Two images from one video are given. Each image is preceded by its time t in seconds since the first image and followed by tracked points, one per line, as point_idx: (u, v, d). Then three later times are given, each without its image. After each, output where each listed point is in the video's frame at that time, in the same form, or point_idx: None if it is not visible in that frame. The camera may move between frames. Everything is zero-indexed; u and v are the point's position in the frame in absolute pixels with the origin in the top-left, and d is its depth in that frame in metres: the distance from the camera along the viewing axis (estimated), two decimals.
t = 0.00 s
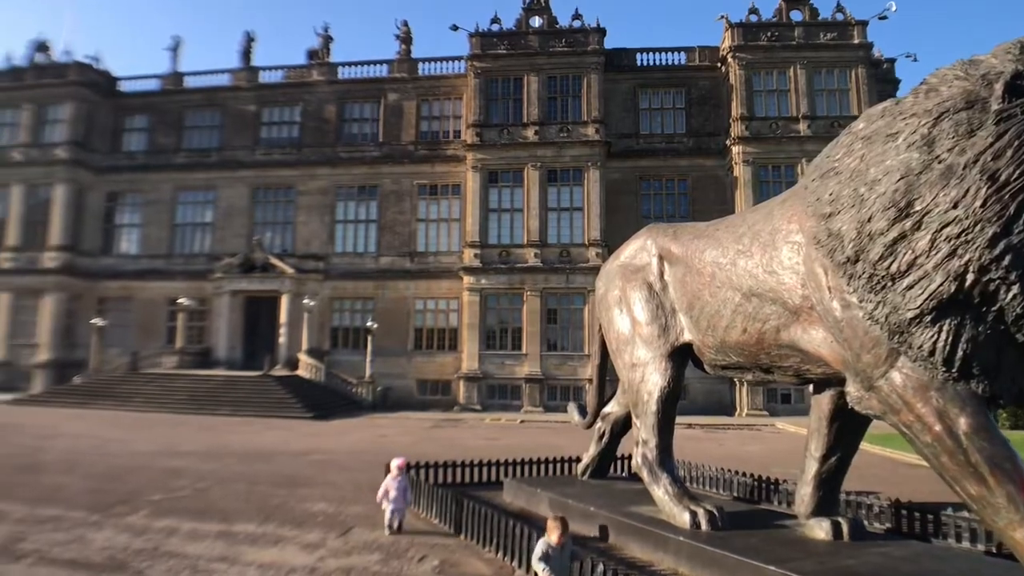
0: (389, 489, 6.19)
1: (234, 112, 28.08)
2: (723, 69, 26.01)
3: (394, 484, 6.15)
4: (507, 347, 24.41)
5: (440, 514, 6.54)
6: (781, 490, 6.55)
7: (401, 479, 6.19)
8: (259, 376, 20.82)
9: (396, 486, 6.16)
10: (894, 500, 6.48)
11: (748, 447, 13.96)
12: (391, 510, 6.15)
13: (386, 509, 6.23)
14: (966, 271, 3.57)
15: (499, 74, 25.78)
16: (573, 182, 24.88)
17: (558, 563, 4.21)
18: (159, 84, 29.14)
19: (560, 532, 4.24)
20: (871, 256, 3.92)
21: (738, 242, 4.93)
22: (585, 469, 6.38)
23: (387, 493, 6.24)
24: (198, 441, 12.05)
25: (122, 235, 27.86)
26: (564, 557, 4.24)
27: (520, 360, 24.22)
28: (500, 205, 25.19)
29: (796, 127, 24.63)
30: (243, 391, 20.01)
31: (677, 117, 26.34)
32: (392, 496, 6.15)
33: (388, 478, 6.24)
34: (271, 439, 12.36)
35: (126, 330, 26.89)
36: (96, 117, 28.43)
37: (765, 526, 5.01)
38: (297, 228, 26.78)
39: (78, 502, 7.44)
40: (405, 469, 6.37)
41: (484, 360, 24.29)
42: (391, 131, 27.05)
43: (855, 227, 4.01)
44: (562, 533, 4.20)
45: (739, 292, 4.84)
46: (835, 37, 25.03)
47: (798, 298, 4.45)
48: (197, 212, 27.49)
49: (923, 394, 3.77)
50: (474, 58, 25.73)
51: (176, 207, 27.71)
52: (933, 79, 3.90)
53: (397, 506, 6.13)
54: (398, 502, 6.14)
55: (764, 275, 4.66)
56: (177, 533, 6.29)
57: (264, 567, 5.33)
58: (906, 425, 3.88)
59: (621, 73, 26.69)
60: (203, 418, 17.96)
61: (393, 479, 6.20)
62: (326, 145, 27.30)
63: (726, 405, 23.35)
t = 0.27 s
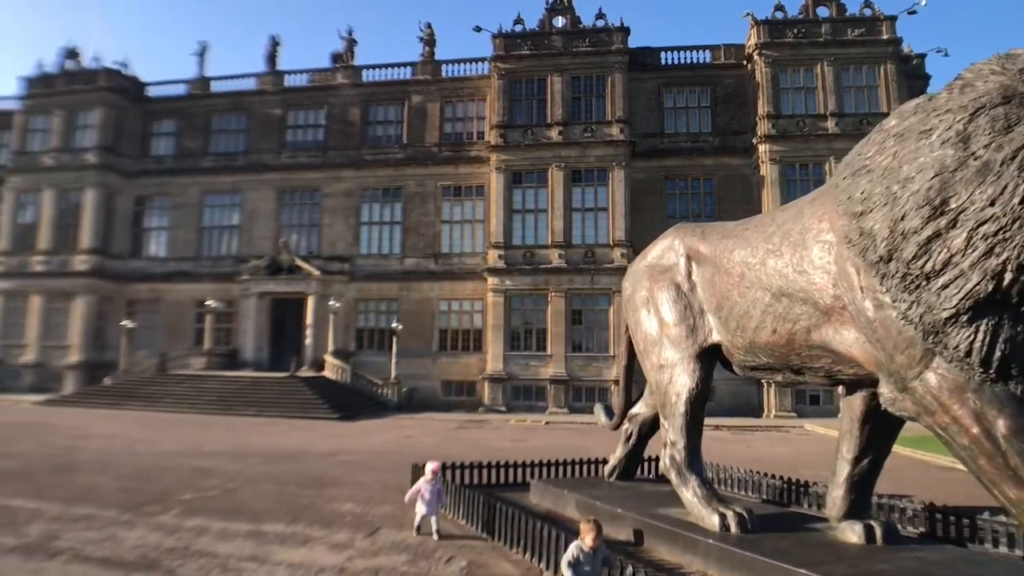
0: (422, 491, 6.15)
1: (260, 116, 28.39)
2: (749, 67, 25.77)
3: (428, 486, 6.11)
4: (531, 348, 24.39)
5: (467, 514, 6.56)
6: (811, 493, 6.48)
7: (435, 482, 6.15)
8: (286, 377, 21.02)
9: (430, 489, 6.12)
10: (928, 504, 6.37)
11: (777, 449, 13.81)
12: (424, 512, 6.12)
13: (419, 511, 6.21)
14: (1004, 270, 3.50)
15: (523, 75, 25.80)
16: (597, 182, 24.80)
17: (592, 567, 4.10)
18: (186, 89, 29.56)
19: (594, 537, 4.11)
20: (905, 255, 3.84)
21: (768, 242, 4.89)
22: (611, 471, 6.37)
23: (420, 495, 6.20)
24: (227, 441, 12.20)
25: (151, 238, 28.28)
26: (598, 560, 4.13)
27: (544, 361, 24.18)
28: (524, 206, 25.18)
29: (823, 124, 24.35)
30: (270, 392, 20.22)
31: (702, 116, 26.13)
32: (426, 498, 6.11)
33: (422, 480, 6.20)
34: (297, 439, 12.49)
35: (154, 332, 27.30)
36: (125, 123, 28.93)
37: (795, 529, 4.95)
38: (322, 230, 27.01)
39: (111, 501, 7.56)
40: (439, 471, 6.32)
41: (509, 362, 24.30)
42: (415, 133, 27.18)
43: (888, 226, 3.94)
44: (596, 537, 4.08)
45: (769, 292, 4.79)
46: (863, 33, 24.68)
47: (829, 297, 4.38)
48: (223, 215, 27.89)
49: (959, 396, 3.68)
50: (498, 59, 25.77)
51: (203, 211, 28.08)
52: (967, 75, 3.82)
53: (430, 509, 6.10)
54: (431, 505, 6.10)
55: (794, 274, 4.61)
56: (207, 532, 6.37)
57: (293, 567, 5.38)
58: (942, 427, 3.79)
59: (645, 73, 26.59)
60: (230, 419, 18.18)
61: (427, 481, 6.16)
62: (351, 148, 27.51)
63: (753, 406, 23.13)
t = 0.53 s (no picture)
0: (455, 493, 6.03)
1: (287, 119, 28.73)
2: (776, 64, 25.48)
3: (461, 488, 5.98)
4: (557, 349, 24.35)
5: (496, 515, 6.58)
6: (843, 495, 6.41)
7: (468, 484, 6.00)
8: (314, 378, 21.22)
9: (463, 491, 5.99)
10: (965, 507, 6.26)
11: (807, 451, 13.63)
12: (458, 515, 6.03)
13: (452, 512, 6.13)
14: None
15: (548, 76, 25.81)
16: (623, 182, 24.69)
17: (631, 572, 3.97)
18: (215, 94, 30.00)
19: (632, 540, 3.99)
20: (940, 253, 3.74)
21: (799, 241, 4.83)
22: (639, 472, 6.35)
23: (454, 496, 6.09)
24: (256, 441, 12.35)
25: (181, 241, 28.75)
26: (637, 565, 4.01)
27: (570, 362, 24.13)
28: (549, 207, 25.17)
29: (853, 121, 24.00)
30: (299, 393, 20.43)
31: (729, 114, 25.89)
32: (459, 501, 6.01)
33: (456, 481, 6.07)
34: (326, 439, 12.60)
35: (184, 333, 27.75)
36: (155, 128, 29.45)
37: (827, 531, 4.89)
38: (349, 232, 27.25)
39: (144, 500, 7.70)
40: (473, 471, 6.18)
41: (535, 363, 24.28)
42: (440, 135, 27.30)
43: (923, 224, 3.86)
44: (633, 540, 3.98)
45: (800, 291, 4.74)
46: (893, 28, 24.28)
47: (862, 297, 4.32)
48: (250, 218, 28.27)
49: (998, 397, 3.56)
50: (522, 60, 25.81)
51: (232, 213, 28.47)
52: (1005, 69, 3.73)
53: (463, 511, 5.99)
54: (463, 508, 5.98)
55: (825, 274, 4.55)
56: (238, 531, 6.45)
57: (323, 566, 5.43)
58: (980, 429, 3.70)
59: (671, 72, 26.47)
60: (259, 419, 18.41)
61: (461, 483, 6.02)
62: (377, 150, 27.72)
63: (782, 407, 22.87)
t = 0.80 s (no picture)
0: (489, 498, 5.91)
1: (316, 123, 29.06)
2: (808, 60, 25.12)
3: (495, 492, 5.85)
4: (587, 349, 24.28)
5: (527, 516, 6.59)
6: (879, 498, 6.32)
7: (502, 488, 5.86)
8: (344, 379, 21.41)
9: (497, 495, 5.86)
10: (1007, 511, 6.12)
11: (843, 452, 13.42)
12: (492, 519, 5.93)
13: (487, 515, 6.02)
14: None
15: (575, 75, 25.77)
16: (652, 181, 24.54)
17: (671, 574, 3.92)
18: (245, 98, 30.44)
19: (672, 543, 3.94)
20: (981, 250, 3.63)
21: (834, 239, 4.76)
22: (671, 473, 6.32)
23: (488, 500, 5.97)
24: (288, 441, 12.51)
25: (213, 244, 29.24)
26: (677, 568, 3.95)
27: (600, 362, 24.04)
28: (578, 207, 25.12)
29: (887, 117, 23.58)
30: (330, 393, 20.65)
31: (760, 111, 25.59)
32: (493, 504, 5.89)
33: (490, 484, 5.94)
34: (356, 439, 12.72)
35: (216, 334, 28.21)
36: (187, 132, 29.98)
37: (863, 534, 4.80)
38: (379, 233, 27.46)
39: (179, 499, 7.84)
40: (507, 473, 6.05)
41: (564, 363, 24.25)
42: (468, 136, 27.40)
43: (963, 220, 3.75)
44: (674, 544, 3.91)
45: (835, 290, 4.67)
46: (928, 21, 23.79)
47: (899, 296, 4.23)
48: (280, 221, 28.66)
49: None
50: (550, 60, 25.80)
51: (263, 216, 28.87)
52: None
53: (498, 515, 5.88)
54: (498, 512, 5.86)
55: (861, 272, 4.47)
56: (272, 530, 6.54)
57: (355, 565, 5.47)
58: None
59: (700, 69, 26.26)
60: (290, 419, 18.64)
61: (495, 486, 5.89)
62: (405, 152, 27.91)
63: (815, 409, 22.55)
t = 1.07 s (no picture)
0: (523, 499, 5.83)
1: (345, 125, 29.34)
2: (839, 55, 24.73)
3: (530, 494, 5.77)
4: (616, 350, 24.18)
5: (558, 516, 6.58)
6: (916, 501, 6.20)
7: (537, 490, 5.79)
8: (374, 380, 21.58)
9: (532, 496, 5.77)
10: None
11: (878, 454, 13.18)
12: (527, 522, 5.85)
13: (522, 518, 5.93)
14: None
15: (603, 74, 25.68)
16: (681, 180, 24.34)
17: None
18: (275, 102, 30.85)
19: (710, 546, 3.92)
20: None
21: (869, 236, 4.68)
22: (704, 473, 6.27)
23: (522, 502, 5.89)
24: (318, 441, 12.65)
25: (244, 246, 29.69)
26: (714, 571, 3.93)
27: (629, 363, 23.92)
28: (606, 206, 25.03)
29: (922, 112, 23.10)
30: (360, 394, 20.83)
31: (790, 108, 25.25)
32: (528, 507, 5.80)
33: (524, 486, 5.86)
34: (385, 439, 12.81)
35: (248, 335, 28.65)
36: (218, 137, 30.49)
37: (901, 537, 4.71)
38: (407, 235, 27.63)
39: (213, 497, 7.97)
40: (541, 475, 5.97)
41: (592, 364, 24.18)
42: (495, 137, 27.46)
43: (1004, 216, 3.65)
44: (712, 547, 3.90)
45: (871, 289, 4.58)
46: (965, 13, 23.27)
47: (937, 294, 4.14)
48: (310, 223, 29.00)
49: None
50: (577, 59, 25.77)
51: (293, 218, 29.24)
52: None
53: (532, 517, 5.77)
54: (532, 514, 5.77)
55: (898, 270, 4.39)
56: (304, 529, 6.61)
57: (387, 564, 5.51)
58: None
59: (730, 66, 26.00)
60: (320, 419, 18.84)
61: (529, 488, 5.80)
62: (432, 153, 28.06)
63: (849, 410, 22.18)
